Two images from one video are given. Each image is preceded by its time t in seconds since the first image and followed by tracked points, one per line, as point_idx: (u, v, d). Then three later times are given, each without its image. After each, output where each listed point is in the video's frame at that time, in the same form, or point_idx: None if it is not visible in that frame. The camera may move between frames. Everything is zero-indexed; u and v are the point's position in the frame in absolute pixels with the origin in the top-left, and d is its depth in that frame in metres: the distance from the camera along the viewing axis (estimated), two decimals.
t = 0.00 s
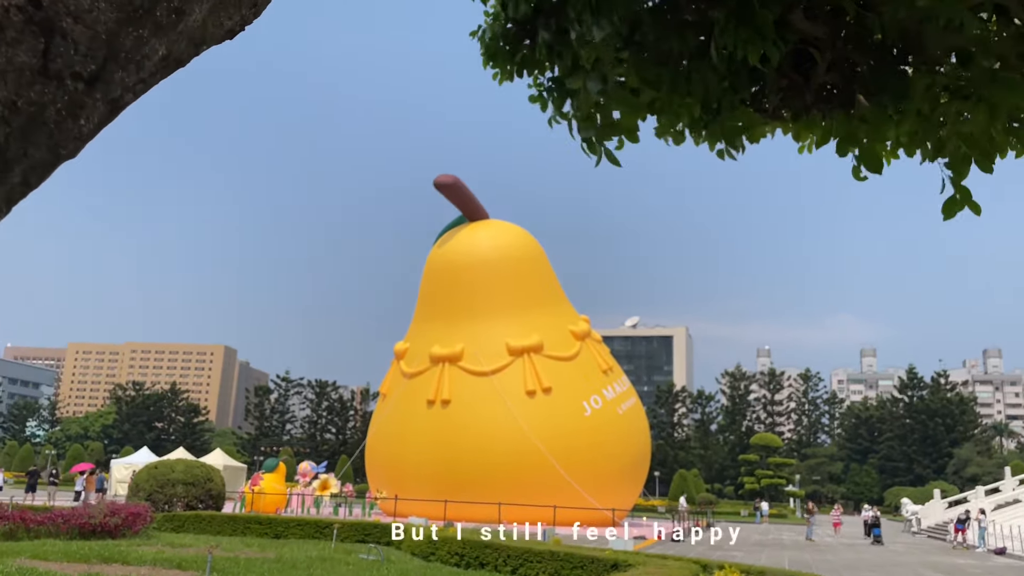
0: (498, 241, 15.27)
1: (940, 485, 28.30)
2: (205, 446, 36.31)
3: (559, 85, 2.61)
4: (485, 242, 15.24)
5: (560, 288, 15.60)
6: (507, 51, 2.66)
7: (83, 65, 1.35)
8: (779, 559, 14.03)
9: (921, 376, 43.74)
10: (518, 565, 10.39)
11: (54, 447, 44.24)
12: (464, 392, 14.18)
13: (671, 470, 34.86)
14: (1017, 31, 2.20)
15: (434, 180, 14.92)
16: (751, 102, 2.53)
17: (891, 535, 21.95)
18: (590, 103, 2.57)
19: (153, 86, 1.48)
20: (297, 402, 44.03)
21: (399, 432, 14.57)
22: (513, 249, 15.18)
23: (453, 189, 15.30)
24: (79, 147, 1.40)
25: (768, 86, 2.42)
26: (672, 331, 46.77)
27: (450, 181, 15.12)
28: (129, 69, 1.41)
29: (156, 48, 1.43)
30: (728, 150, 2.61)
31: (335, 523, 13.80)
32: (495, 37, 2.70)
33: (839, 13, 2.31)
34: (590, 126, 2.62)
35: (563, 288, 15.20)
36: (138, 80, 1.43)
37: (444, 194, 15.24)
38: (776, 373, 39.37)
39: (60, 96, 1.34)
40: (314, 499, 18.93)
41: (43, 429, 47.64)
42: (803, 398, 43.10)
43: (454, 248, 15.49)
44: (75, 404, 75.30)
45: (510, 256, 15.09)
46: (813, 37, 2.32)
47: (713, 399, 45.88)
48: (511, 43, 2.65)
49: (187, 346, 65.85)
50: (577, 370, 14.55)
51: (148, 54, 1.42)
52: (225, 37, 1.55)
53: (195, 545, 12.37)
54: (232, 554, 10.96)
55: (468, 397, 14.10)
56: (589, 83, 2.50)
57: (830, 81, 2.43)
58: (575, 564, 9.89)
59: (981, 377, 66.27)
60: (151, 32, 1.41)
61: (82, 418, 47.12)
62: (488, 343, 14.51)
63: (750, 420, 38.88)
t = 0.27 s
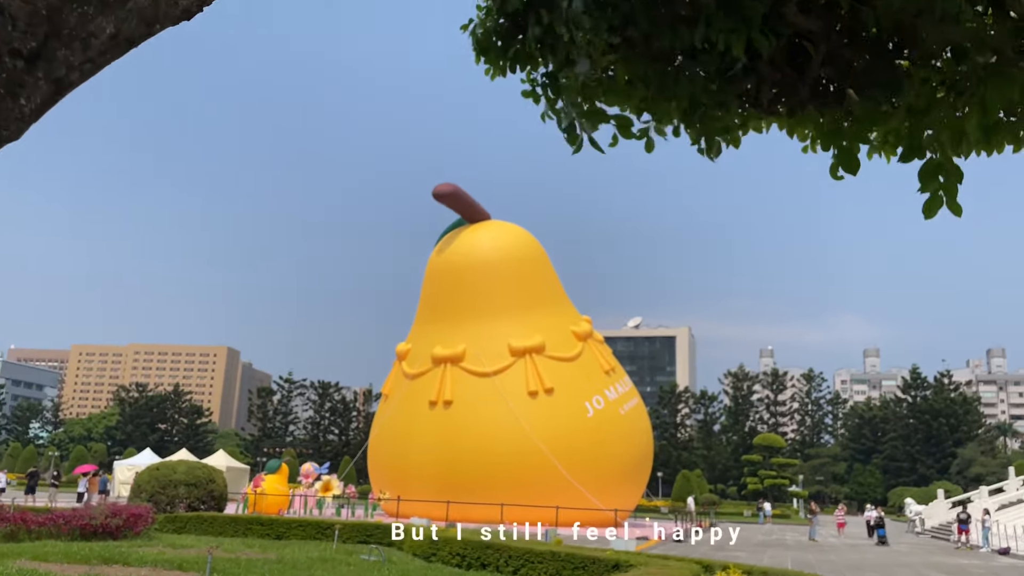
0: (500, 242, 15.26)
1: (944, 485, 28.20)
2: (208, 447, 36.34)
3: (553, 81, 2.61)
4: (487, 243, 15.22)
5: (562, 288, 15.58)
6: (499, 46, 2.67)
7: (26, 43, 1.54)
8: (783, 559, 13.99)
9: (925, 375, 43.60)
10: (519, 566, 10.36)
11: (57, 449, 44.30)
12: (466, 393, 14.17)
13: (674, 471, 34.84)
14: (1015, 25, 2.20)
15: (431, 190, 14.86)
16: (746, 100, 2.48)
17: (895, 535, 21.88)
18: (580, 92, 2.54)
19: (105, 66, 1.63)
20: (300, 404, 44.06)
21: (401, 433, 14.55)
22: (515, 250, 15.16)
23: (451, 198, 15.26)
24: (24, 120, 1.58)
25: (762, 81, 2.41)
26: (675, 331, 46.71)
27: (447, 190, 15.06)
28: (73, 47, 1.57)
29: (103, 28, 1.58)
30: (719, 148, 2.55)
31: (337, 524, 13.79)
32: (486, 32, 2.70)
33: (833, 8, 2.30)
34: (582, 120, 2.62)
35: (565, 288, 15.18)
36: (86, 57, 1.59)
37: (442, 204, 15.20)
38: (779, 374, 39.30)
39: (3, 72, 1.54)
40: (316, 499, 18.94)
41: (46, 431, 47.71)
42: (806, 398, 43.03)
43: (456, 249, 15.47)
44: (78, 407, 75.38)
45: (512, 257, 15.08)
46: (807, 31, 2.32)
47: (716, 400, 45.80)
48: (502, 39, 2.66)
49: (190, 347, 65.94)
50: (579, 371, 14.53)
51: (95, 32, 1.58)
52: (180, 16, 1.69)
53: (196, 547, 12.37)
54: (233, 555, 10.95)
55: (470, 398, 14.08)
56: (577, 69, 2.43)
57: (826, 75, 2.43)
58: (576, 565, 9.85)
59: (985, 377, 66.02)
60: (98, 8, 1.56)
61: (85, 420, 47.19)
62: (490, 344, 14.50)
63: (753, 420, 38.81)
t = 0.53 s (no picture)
0: (503, 242, 15.24)
1: (949, 485, 28.11)
2: (212, 448, 36.40)
3: (548, 75, 2.61)
4: (491, 243, 15.20)
5: (566, 289, 15.56)
6: (496, 42, 2.71)
7: None
8: (787, 559, 13.96)
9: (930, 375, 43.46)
10: (522, 566, 10.35)
11: (63, 449, 44.43)
12: (470, 393, 14.16)
13: (678, 471, 34.82)
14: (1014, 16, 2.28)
15: (435, 198, 14.87)
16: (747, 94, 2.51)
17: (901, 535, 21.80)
18: (571, 89, 2.49)
19: (59, 45, 1.91)
20: (305, 404, 44.11)
21: (405, 433, 14.54)
22: (518, 250, 15.15)
23: (457, 205, 15.28)
24: None
25: (760, 76, 2.40)
26: (679, 332, 46.65)
27: (452, 198, 15.10)
28: (26, 27, 1.85)
29: (58, 7, 1.88)
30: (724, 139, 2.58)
31: (340, 524, 13.79)
32: (481, 28, 2.73)
33: None
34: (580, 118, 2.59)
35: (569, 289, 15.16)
36: (38, 38, 1.87)
37: (447, 211, 15.19)
38: (784, 374, 39.21)
39: None
40: (320, 500, 18.95)
41: (51, 432, 47.81)
42: (811, 398, 42.93)
43: (460, 250, 15.45)
44: (84, 408, 75.53)
45: (515, 257, 15.07)
46: (807, 24, 2.35)
47: (720, 400, 45.71)
48: (498, 33, 2.71)
49: (194, 348, 66.08)
50: (582, 371, 14.50)
51: (50, 10, 1.87)
52: None
53: (199, 547, 12.36)
54: (235, 555, 10.95)
55: (473, 397, 14.07)
56: (571, 65, 2.39)
57: (823, 69, 2.45)
58: (579, 565, 9.82)
59: (990, 377, 65.79)
60: None
61: (90, 420, 47.33)
62: (494, 344, 14.48)
63: (757, 420, 38.73)
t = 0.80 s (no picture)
0: (508, 243, 15.22)
1: (956, 485, 27.98)
2: (217, 448, 36.45)
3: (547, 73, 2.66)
4: (495, 244, 15.19)
5: (570, 289, 15.55)
6: (492, 39, 2.74)
7: None
8: (793, 560, 13.90)
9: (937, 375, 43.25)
10: (525, 566, 10.33)
11: (69, 450, 44.54)
12: (474, 394, 14.13)
13: (683, 472, 34.75)
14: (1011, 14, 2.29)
15: (442, 198, 14.84)
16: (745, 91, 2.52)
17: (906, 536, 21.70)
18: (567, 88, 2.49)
19: (18, 33, 2.21)
20: (309, 404, 44.16)
21: (409, 434, 14.52)
22: (523, 250, 15.13)
23: (465, 205, 15.26)
24: None
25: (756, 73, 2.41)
26: (684, 332, 46.55)
27: (460, 198, 15.09)
28: None
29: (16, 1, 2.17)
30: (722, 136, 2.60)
31: (344, 524, 13.79)
32: (478, 25, 2.77)
33: None
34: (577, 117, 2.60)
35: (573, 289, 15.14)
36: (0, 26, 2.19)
37: (454, 211, 15.17)
38: (789, 374, 39.12)
39: None
40: (325, 500, 18.97)
41: (57, 432, 47.96)
42: (816, 399, 42.78)
43: (464, 250, 15.43)
44: (89, 409, 75.66)
45: (519, 257, 15.05)
46: (803, 21, 2.34)
47: (725, 400, 45.57)
48: (494, 31, 2.73)
49: (199, 349, 66.19)
50: (587, 371, 14.47)
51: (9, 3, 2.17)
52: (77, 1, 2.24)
53: (203, 547, 12.38)
54: (239, 555, 10.96)
55: (477, 398, 14.05)
56: (567, 65, 2.46)
57: (821, 66, 2.43)
58: (582, 565, 9.80)
59: (998, 377, 65.36)
60: None
61: (96, 421, 47.48)
62: (498, 344, 14.46)
63: (762, 420, 38.62)
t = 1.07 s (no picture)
0: (513, 242, 15.19)
1: (963, 485, 27.85)
2: (223, 448, 36.48)
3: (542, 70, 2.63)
4: (500, 243, 15.16)
5: (575, 289, 15.52)
6: (491, 35, 2.77)
7: None
8: (799, 559, 13.87)
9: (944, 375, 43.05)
10: (530, 565, 10.32)
11: (75, 449, 44.66)
12: (479, 393, 14.12)
13: (689, 471, 34.65)
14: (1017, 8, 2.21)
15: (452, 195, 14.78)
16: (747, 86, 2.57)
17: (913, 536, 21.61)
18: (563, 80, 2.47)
19: None
20: (315, 404, 44.19)
21: (414, 434, 14.50)
22: (528, 250, 15.10)
23: (474, 202, 15.20)
24: None
25: (759, 66, 2.50)
26: (690, 331, 46.44)
27: (468, 194, 15.00)
28: None
29: None
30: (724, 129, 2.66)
31: (349, 524, 13.78)
32: (478, 22, 2.79)
33: None
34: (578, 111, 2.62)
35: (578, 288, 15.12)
36: None
37: (462, 208, 15.10)
38: (795, 373, 38.99)
39: None
40: (330, 500, 18.99)
41: (64, 432, 48.10)
42: (822, 398, 42.65)
43: (470, 250, 15.40)
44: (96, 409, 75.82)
45: (524, 256, 15.02)
46: (804, 15, 2.43)
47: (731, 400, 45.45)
48: (494, 27, 2.76)
49: (205, 349, 66.32)
50: (592, 370, 14.45)
51: None
52: None
53: (208, 547, 12.39)
54: (244, 554, 10.97)
55: (483, 397, 14.04)
56: (556, 55, 2.53)
57: (823, 60, 2.50)
58: (587, 564, 9.79)
59: (1006, 377, 65.01)
60: None
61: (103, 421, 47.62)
62: (503, 344, 14.44)
63: (768, 420, 38.50)
